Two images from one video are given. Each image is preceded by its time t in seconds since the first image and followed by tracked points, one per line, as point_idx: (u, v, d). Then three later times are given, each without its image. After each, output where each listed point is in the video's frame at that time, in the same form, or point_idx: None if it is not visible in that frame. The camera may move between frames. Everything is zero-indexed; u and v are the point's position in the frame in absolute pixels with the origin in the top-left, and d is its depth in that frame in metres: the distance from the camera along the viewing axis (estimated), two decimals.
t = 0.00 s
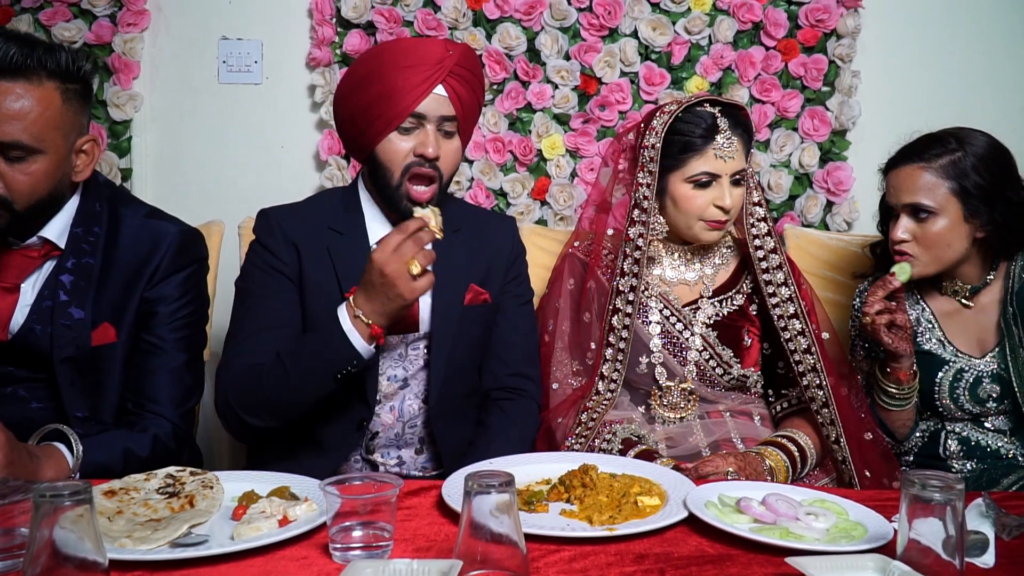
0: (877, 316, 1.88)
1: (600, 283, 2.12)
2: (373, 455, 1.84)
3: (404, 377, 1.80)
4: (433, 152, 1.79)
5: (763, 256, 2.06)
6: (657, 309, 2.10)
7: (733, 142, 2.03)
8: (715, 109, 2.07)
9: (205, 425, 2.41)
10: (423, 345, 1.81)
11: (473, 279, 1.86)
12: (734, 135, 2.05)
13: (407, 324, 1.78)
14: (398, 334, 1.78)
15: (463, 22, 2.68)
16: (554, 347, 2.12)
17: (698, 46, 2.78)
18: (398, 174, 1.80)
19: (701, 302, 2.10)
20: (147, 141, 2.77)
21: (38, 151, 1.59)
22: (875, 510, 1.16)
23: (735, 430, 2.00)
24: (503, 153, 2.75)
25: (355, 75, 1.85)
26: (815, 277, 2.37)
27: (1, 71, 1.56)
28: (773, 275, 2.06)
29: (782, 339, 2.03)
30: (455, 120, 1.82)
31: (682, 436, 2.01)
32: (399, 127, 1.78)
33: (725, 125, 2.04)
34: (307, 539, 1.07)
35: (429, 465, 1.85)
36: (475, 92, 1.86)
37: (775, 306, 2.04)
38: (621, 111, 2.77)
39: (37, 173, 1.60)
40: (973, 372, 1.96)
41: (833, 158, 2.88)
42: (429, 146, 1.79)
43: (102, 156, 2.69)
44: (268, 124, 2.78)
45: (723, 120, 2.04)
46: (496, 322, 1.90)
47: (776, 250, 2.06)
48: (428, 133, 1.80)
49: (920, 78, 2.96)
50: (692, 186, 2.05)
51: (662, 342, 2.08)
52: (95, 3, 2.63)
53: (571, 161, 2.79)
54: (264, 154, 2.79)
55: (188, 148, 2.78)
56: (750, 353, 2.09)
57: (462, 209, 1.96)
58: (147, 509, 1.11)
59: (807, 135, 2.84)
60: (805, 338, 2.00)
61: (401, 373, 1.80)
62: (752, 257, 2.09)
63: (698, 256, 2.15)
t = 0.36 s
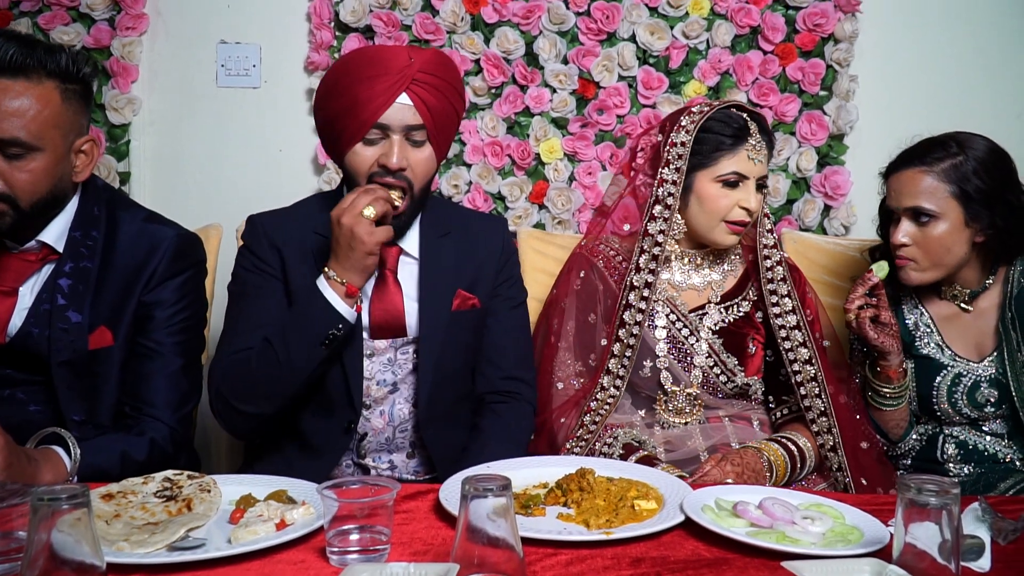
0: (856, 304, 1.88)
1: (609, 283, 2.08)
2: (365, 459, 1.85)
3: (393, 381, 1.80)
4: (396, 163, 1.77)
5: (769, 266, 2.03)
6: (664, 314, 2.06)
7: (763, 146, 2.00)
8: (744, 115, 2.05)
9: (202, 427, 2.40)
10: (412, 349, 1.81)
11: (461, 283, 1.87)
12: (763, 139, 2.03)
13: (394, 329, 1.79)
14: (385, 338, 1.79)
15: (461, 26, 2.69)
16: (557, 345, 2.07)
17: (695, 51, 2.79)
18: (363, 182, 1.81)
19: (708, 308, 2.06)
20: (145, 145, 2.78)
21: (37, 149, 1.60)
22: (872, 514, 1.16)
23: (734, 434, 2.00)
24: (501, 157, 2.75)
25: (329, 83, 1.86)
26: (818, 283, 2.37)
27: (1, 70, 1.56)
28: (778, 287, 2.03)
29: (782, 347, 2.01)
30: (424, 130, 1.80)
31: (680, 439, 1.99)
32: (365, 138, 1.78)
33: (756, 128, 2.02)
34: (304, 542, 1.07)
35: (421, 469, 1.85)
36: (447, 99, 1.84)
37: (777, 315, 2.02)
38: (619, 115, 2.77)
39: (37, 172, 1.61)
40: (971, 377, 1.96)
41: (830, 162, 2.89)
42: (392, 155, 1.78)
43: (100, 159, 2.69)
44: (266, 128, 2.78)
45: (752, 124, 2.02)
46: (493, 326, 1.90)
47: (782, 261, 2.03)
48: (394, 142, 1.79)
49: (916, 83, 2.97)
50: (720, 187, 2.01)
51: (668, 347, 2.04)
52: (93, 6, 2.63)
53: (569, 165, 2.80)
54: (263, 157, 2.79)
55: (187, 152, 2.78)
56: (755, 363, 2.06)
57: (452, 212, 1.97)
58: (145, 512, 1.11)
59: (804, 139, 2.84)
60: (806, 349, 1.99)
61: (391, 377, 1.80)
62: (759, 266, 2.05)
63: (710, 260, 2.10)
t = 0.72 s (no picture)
0: (882, 321, 1.84)
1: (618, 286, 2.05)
2: (362, 459, 1.85)
3: (389, 382, 1.80)
4: (388, 168, 1.78)
5: (777, 271, 1.99)
6: (672, 317, 2.00)
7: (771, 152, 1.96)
8: (751, 118, 2.01)
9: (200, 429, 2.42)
10: (409, 349, 1.81)
11: (456, 284, 1.87)
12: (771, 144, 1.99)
13: (390, 329, 1.79)
14: (382, 339, 1.80)
15: (459, 29, 2.69)
16: (562, 344, 2.05)
17: (694, 53, 2.80)
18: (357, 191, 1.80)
19: (716, 312, 2.01)
20: (143, 147, 2.78)
21: (25, 150, 1.60)
22: (867, 516, 1.17)
23: (734, 438, 1.92)
24: (499, 159, 2.76)
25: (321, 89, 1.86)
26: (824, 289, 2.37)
27: None
28: (785, 292, 1.99)
29: (788, 353, 1.96)
30: (414, 134, 1.80)
31: (681, 441, 1.92)
32: (355, 144, 1.78)
33: (764, 132, 1.97)
34: (300, 542, 1.07)
35: (417, 469, 1.86)
36: (437, 100, 1.84)
37: (783, 321, 1.98)
38: (617, 117, 2.78)
39: (25, 173, 1.61)
40: (968, 380, 1.96)
41: (828, 165, 2.90)
42: (383, 160, 1.78)
43: (98, 161, 2.69)
44: (266, 130, 2.79)
45: (761, 129, 1.98)
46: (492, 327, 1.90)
47: (790, 266, 2.00)
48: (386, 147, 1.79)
49: (914, 85, 2.98)
50: (729, 193, 1.97)
51: (675, 351, 1.99)
52: (91, 8, 2.63)
53: (567, 167, 2.80)
54: (262, 160, 2.80)
55: (185, 154, 2.79)
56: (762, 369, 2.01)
57: (442, 213, 1.96)
58: (141, 513, 1.11)
59: (803, 142, 2.86)
60: (812, 356, 1.94)
61: (387, 378, 1.80)
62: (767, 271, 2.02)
63: (719, 265, 2.06)
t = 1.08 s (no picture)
0: (880, 321, 1.86)
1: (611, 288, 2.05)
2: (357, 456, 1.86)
3: (385, 379, 1.81)
4: (400, 169, 1.79)
5: (771, 274, 2.00)
6: (666, 319, 2.02)
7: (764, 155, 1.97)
8: (745, 120, 2.02)
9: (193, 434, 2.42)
10: (404, 348, 1.82)
11: (452, 283, 1.88)
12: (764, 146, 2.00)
13: (388, 327, 1.80)
14: (378, 337, 1.81)
15: (455, 29, 2.70)
16: (555, 347, 2.05)
17: (689, 54, 2.80)
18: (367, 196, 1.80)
19: (710, 315, 2.02)
20: (140, 147, 2.78)
21: None
22: (856, 514, 1.17)
23: (727, 438, 1.94)
24: (495, 159, 2.77)
25: (322, 94, 1.87)
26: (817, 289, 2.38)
27: None
28: (779, 294, 1.99)
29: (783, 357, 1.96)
30: (423, 136, 1.83)
31: (674, 442, 1.93)
32: (365, 147, 1.79)
33: (757, 135, 1.98)
34: (293, 541, 1.08)
35: (412, 467, 1.85)
36: (442, 101, 1.86)
37: (778, 324, 1.98)
38: (613, 118, 2.79)
39: None
40: (959, 380, 1.97)
41: (823, 166, 2.90)
42: (395, 162, 1.80)
43: (95, 162, 2.69)
44: (262, 131, 2.79)
45: (754, 132, 1.99)
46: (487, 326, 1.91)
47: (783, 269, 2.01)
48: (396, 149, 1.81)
49: (909, 86, 2.99)
50: (720, 196, 1.98)
51: (669, 353, 1.99)
52: (88, 8, 2.63)
53: (563, 168, 2.81)
54: (258, 161, 2.81)
55: (181, 154, 2.79)
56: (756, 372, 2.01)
57: (439, 213, 1.97)
58: (135, 512, 1.12)
59: (798, 143, 2.87)
60: (807, 359, 1.94)
61: (383, 375, 1.81)
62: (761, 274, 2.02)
63: (712, 267, 2.06)
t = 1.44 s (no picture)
0: (859, 327, 1.88)
1: (600, 286, 2.07)
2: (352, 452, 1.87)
3: (379, 374, 1.82)
4: (407, 169, 1.83)
5: (758, 269, 2.01)
6: (655, 317, 2.03)
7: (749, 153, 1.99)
8: (729, 118, 2.04)
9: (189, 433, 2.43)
10: (398, 344, 1.84)
11: (446, 280, 1.89)
12: (748, 144, 2.01)
13: (382, 324, 1.82)
14: (372, 334, 1.82)
15: (450, 29, 2.71)
16: (546, 345, 2.06)
17: (682, 54, 2.82)
18: (372, 195, 1.82)
19: (698, 313, 2.04)
20: (136, 146, 2.79)
21: None
22: (841, 509, 1.19)
23: (717, 435, 1.96)
24: (489, 158, 2.78)
25: (322, 95, 1.87)
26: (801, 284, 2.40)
27: None
28: (767, 290, 2.00)
29: (771, 351, 1.97)
30: (426, 136, 1.86)
31: (664, 439, 1.95)
32: (373, 147, 1.82)
33: (741, 133, 2.00)
34: (283, 535, 1.09)
35: (407, 461, 1.87)
36: (443, 103, 1.90)
37: (766, 320, 1.98)
38: (606, 117, 2.80)
39: None
40: (937, 380, 2.00)
41: (815, 165, 2.92)
42: (403, 163, 1.83)
43: (91, 161, 2.70)
44: (258, 130, 2.81)
45: (740, 130, 2.00)
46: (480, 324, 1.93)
47: (771, 264, 2.02)
48: (402, 149, 1.85)
49: (901, 86, 3.01)
50: (705, 195, 2.00)
51: (658, 352, 2.01)
52: (84, 8, 2.64)
53: (557, 167, 2.82)
54: (253, 160, 2.82)
55: (177, 153, 2.80)
56: (745, 368, 2.04)
57: (435, 213, 1.99)
58: (127, 506, 1.13)
59: (790, 142, 2.88)
60: (795, 354, 1.94)
61: (377, 371, 1.82)
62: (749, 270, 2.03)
63: (699, 266, 2.08)
